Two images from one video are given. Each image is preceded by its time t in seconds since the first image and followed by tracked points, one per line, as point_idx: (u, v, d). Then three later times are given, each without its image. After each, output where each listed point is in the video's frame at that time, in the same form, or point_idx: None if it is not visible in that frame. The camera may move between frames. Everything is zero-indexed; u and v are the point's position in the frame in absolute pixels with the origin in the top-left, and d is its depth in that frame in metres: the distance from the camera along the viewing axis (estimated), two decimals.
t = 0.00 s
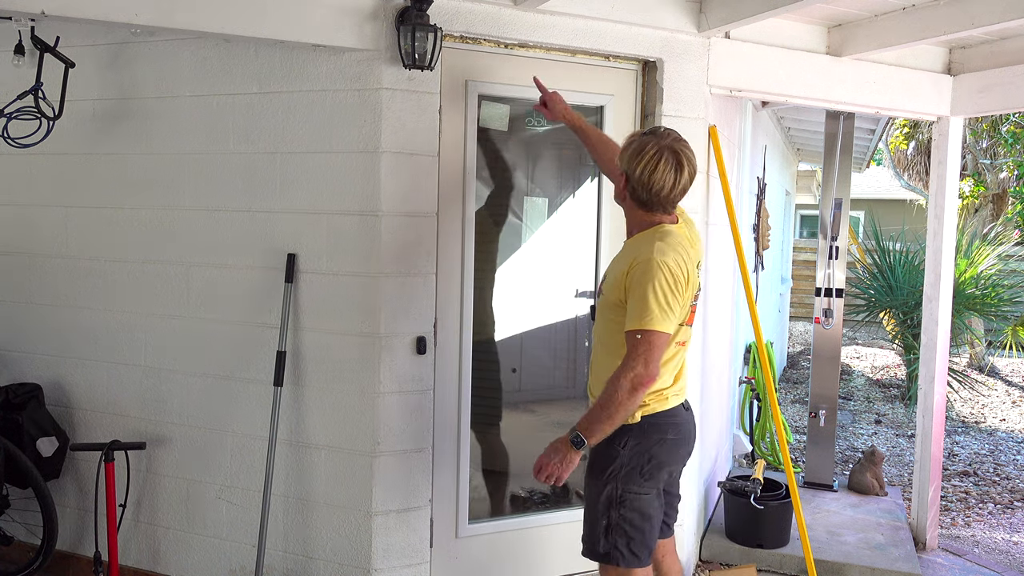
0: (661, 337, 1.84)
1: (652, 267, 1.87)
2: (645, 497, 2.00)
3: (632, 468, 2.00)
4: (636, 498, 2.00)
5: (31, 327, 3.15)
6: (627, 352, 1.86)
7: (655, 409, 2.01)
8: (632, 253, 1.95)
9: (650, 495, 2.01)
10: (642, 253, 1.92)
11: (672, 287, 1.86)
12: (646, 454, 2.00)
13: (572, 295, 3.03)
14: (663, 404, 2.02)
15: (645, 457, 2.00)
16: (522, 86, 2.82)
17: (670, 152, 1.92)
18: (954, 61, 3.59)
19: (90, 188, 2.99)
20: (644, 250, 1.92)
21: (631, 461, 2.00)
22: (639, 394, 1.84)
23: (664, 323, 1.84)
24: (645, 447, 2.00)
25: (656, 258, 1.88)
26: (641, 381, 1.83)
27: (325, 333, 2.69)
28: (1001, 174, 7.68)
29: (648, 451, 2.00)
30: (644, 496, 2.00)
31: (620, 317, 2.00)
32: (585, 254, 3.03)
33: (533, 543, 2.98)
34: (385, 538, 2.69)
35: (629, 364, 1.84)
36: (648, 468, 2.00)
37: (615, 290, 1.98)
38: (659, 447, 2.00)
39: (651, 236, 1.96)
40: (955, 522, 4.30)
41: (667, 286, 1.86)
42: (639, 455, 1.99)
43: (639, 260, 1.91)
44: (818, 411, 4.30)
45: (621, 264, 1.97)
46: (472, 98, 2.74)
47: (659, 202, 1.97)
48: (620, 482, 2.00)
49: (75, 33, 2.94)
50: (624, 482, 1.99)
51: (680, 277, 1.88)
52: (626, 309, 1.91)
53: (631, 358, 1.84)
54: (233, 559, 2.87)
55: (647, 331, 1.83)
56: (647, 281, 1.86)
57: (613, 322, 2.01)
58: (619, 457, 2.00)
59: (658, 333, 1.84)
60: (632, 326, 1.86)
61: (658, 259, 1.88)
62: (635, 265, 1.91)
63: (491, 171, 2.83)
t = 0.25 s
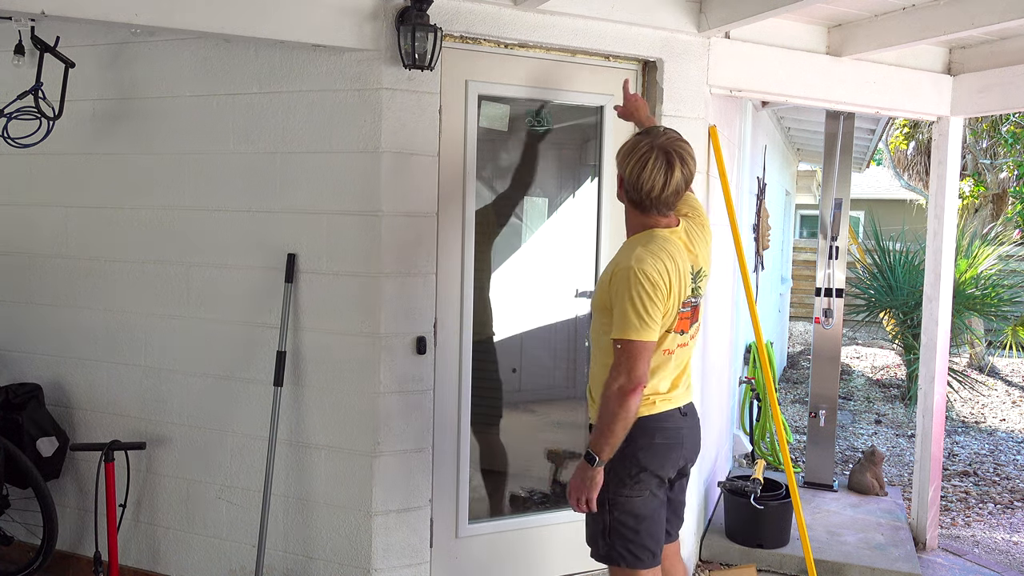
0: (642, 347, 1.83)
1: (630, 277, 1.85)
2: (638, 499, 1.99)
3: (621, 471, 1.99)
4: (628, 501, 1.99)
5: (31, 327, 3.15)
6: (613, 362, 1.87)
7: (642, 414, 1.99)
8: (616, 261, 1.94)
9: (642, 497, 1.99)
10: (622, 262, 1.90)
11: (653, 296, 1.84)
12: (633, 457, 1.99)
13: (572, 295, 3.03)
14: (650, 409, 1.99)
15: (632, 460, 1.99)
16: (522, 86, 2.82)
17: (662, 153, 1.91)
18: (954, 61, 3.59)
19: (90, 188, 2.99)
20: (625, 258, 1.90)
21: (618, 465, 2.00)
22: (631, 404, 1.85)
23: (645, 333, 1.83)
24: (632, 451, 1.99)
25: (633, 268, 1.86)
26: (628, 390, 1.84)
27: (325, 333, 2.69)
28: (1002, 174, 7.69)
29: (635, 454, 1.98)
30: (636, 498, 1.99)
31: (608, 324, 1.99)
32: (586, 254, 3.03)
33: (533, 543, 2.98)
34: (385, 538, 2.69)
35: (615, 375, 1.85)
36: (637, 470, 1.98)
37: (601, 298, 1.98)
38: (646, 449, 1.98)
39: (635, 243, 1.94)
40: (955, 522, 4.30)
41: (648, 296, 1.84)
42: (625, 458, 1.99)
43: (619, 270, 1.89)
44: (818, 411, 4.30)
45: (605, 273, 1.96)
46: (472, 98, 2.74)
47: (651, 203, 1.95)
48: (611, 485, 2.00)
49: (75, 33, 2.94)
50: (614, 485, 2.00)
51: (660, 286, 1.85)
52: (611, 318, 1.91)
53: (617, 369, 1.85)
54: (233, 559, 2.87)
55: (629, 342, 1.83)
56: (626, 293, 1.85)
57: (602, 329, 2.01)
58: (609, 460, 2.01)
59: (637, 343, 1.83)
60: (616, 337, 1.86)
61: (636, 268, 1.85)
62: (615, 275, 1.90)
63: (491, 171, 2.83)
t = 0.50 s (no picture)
0: (628, 349, 1.83)
1: (628, 279, 1.85)
2: (641, 501, 1.99)
3: (624, 473, 1.99)
4: (632, 503, 1.99)
5: (31, 327, 3.15)
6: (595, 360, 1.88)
7: (643, 418, 1.99)
8: (617, 262, 1.94)
9: (645, 500, 1.99)
10: (623, 263, 1.90)
11: (649, 301, 1.84)
12: (637, 459, 1.98)
13: (572, 295, 3.03)
14: (650, 413, 1.99)
15: (636, 463, 1.98)
16: (522, 86, 2.82)
17: (671, 153, 1.92)
18: (954, 61, 3.59)
19: (90, 188, 2.99)
20: (627, 259, 1.91)
21: (620, 469, 2.00)
22: (603, 404, 1.84)
23: (633, 336, 1.83)
24: (635, 454, 1.98)
25: (632, 270, 1.86)
26: (603, 389, 1.83)
27: (325, 333, 2.69)
28: (1002, 174, 7.69)
29: (637, 457, 1.98)
30: (639, 501, 1.99)
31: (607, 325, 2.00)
32: (585, 255, 3.03)
33: (533, 543, 2.98)
34: (385, 538, 2.69)
35: (592, 372, 1.86)
36: (640, 473, 1.98)
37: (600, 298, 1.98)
38: (649, 451, 1.98)
39: (639, 245, 1.94)
40: (955, 522, 4.30)
41: (643, 299, 1.83)
42: (629, 460, 1.99)
43: (618, 270, 1.90)
44: (818, 411, 4.30)
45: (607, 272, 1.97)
46: (472, 98, 2.74)
47: (662, 204, 1.95)
48: (614, 488, 2.00)
49: (76, 33, 2.94)
50: (618, 487, 2.00)
51: (656, 291, 1.85)
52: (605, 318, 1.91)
53: (595, 366, 1.86)
54: (233, 559, 2.87)
55: (615, 342, 1.84)
56: (622, 293, 1.85)
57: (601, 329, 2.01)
58: (613, 463, 2.01)
59: (628, 347, 1.83)
60: (605, 336, 1.87)
61: (635, 270, 1.85)
62: (614, 275, 1.90)
63: (491, 171, 2.83)
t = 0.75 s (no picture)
0: (642, 350, 1.82)
1: (644, 280, 1.85)
2: (646, 502, 2.00)
3: (631, 475, 1.99)
4: (637, 504, 2.00)
5: (31, 327, 3.15)
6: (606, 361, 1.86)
7: (652, 419, 1.98)
8: (631, 264, 1.93)
9: (650, 501, 2.00)
10: (638, 265, 1.90)
11: (665, 302, 1.84)
12: (645, 462, 1.98)
13: (572, 295, 3.04)
14: (661, 414, 1.98)
15: (643, 465, 1.98)
16: (522, 86, 2.82)
17: (679, 154, 1.96)
18: (954, 61, 3.59)
19: (90, 188, 2.99)
20: (641, 260, 1.90)
21: (626, 470, 1.99)
22: (609, 403, 1.84)
23: (648, 337, 1.82)
24: (643, 456, 1.98)
25: (648, 271, 1.86)
26: (611, 389, 1.83)
27: (325, 333, 2.69)
28: (1001, 174, 7.69)
29: (645, 459, 1.98)
30: (644, 502, 2.00)
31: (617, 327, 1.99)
32: (586, 255, 3.03)
33: (532, 543, 2.98)
34: (385, 538, 2.69)
35: (601, 371, 1.85)
36: (647, 475, 1.99)
37: (611, 300, 1.97)
38: (656, 454, 1.98)
39: (652, 248, 1.94)
40: (955, 522, 4.30)
41: (659, 300, 1.83)
42: (636, 463, 1.98)
43: (633, 271, 1.89)
44: (818, 411, 4.30)
45: (619, 274, 1.96)
46: (472, 98, 2.74)
47: (673, 203, 1.98)
48: (620, 489, 2.00)
49: (76, 33, 2.94)
50: (624, 489, 1.99)
51: (672, 292, 1.85)
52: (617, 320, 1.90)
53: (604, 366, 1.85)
54: (233, 559, 2.87)
55: (629, 343, 1.82)
56: (637, 294, 1.84)
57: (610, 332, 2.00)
58: (619, 464, 2.00)
59: (641, 349, 1.82)
60: (617, 337, 1.85)
61: (651, 272, 1.85)
62: (629, 276, 1.89)
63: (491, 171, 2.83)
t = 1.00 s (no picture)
0: (681, 347, 1.86)
1: (672, 279, 1.89)
2: (650, 495, 2.01)
3: (636, 468, 1.99)
4: (642, 497, 2.01)
5: (31, 327, 3.15)
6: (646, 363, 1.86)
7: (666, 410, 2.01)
8: (648, 264, 1.96)
9: (654, 493, 2.01)
10: (660, 265, 1.93)
11: (693, 297, 1.89)
12: (651, 455, 1.98)
13: (572, 295, 3.04)
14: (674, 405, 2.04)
15: (649, 458, 1.98)
16: (522, 86, 2.82)
17: (678, 157, 1.98)
18: (954, 61, 3.59)
19: (89, 188, 2.99)
20: (661, 261, 1.93)
21: (631, 464, 1.98)
22: (661, 404, 1.85)
23: (685, 334, 1.86)
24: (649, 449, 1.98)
25: (675, 270, 1.90)
26: (661, 390, 1.84)
27: (325, 333, 2.69)
28: (1001, 174, 7.70)
29: (651, 452, 1.98)
30: (648, 494, 2.01)
31: (632, 327, 2.00)
32: (585, 255, 3.04)
33: (532, 543, 2.98)
34: (385, 539, 2.69)
35: (648, 375, 1.84)
36: (652, 468, 1.99)
37: (628, 300, 1.98)
38: (660, 446, 1.99)
39: (664, 247, 1.97)
40: (955, 522, 4.30)
41: (689, 297, 1.88)
42: (642, 457, 1.98)
43: (657, 271, 1.92)
44: (818, 411, 4.30)
45: (636, 276, 1.97)
46: (472, 98, 2.74)
47: (673, 206, 2.00)
48: (625, 483, 1.99)
49: (76, 33, 2.94)
50: (630, 482, 1.99)
51: (697, 288, 1.92)
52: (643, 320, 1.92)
53: (651, 369, 1.85)
54: (233, 559, 2.87)
55: (669, 342, 1.85)
56: (669, 293, 1.88)
57: (624, 332, 2.01)
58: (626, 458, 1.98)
59: (680, 344, 1.86)
60: (653, 338, 1.87)
61: (678, 270, 1.90)
62: (653, 276, 1.92)
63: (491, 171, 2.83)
